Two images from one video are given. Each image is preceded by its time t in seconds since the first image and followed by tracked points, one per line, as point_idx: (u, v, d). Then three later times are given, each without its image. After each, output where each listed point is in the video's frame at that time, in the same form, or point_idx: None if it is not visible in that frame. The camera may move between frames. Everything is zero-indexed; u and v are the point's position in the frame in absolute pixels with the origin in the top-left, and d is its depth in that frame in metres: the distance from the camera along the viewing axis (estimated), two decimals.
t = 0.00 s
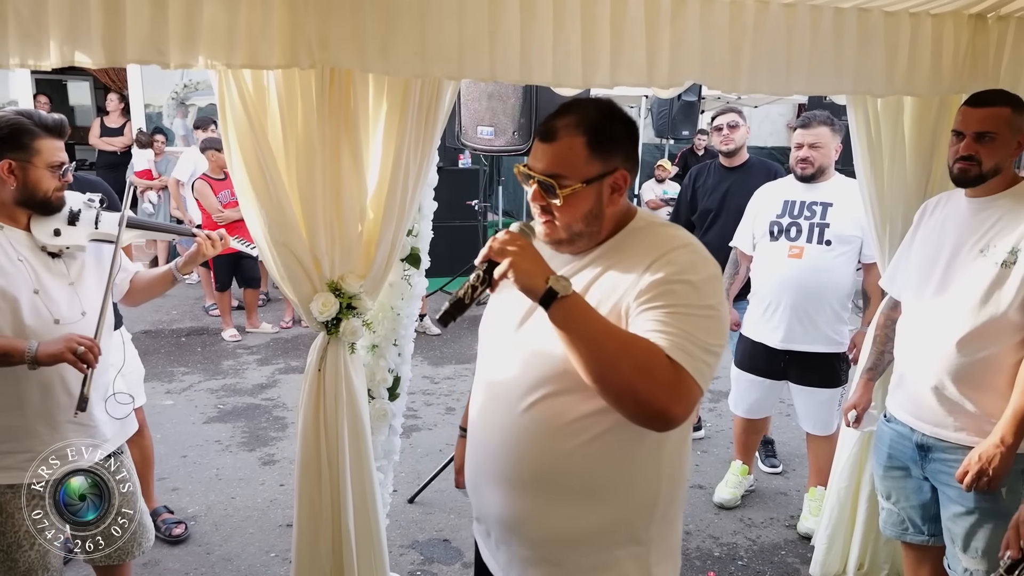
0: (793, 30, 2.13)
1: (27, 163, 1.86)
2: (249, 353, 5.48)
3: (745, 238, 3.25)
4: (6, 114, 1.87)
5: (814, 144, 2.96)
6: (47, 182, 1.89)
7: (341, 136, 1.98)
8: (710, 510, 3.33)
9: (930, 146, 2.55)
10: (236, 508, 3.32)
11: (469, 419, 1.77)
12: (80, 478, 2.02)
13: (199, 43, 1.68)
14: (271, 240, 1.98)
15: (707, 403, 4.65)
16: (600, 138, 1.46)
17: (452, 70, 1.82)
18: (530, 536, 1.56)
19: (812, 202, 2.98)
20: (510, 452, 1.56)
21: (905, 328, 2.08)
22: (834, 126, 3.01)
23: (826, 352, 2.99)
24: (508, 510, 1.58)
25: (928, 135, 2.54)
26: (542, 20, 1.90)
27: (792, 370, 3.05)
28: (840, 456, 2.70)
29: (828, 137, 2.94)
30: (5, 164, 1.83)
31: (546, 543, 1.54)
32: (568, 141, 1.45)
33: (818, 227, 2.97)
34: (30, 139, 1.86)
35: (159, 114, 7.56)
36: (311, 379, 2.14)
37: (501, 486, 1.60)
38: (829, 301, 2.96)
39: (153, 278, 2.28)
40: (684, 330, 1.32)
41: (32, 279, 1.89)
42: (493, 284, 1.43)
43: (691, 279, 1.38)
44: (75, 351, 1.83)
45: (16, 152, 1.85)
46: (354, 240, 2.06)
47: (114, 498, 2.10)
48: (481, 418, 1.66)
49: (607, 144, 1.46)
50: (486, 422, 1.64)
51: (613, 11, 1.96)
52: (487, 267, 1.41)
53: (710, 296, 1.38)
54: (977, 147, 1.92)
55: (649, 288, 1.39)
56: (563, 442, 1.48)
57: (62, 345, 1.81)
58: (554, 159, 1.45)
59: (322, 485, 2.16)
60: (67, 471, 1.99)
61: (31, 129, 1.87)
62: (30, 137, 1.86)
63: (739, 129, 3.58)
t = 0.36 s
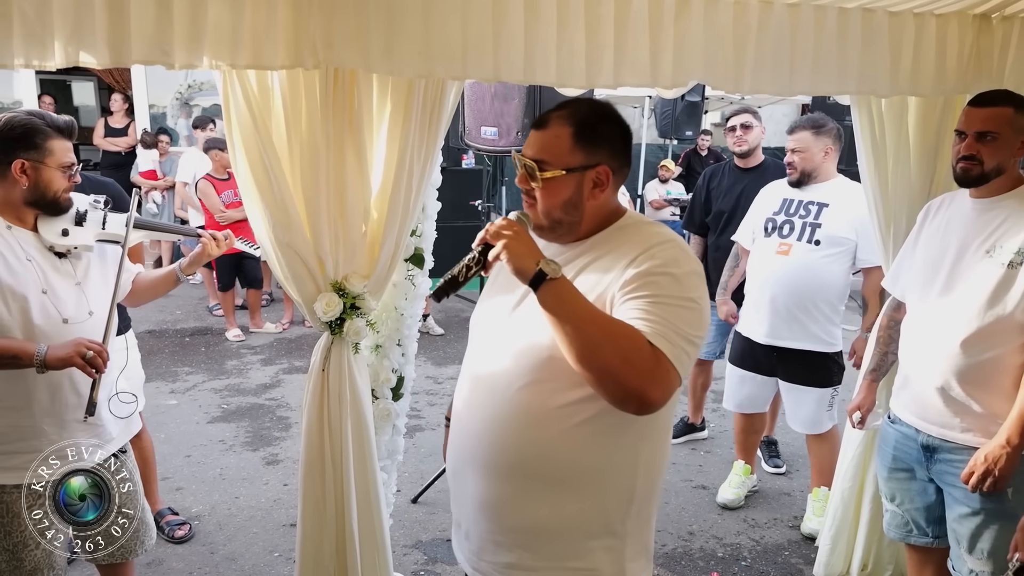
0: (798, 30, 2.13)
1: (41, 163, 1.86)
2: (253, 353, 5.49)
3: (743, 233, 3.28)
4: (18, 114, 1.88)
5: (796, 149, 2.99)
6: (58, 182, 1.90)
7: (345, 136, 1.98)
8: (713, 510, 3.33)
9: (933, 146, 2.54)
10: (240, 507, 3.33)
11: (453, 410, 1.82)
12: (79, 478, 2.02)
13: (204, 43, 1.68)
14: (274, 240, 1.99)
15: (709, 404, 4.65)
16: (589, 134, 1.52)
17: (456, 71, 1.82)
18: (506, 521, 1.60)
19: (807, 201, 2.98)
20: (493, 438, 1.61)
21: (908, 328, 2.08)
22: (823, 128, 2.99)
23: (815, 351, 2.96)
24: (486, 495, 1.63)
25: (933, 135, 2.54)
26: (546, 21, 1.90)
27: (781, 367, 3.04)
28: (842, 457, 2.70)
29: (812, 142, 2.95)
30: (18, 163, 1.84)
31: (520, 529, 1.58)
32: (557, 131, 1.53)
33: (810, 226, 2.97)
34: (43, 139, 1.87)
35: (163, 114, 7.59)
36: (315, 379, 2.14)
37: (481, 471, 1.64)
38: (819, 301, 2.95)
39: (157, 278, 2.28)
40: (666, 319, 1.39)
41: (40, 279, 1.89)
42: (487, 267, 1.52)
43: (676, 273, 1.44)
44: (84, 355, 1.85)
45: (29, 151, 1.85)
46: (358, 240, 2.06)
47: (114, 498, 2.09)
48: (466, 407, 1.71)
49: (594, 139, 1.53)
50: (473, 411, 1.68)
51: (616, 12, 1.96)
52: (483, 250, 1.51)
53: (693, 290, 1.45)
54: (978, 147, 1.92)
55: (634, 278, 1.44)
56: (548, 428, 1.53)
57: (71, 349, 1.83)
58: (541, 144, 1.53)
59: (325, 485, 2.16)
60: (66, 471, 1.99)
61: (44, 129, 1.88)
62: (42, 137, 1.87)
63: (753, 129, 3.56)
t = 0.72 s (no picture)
0: (799, 31, 2.14)
1: (48, 165, 1.88)
2: (256, 353, 5.50)
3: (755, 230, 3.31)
4: (28, 116, 1.90)
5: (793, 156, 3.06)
6: (65, 184, 1.92)
7: (349, 137, 1.99)
8: (715, 510, 3.33)
9: (935, 147, 2.56)
10: (243, 507, 3.34)
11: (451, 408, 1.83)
12: (78, 477, 2.03)
13: (208, 45, 1.69)
14: (278, 240, 2.00)
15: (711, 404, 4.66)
16: (570, 128, 1.55)
17: (460, 73, 1.83)
18: (504, 515, 1.61)
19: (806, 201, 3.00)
20: (490, 434, 1.62)
21: (917, 329, 2.10)
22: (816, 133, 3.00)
23: (794, 350, 2.97)
24: (484, 490, 1.64)
25: (934, 135, 2.55)
26: (548, 23, 1.90)
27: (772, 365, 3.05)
28: (844, 458, 2.71)
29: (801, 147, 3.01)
30: (26, 165, 1.85)
31: (518, 524, 1.59)
32: (538, 123, 1.58)
33: (800, 226, 2.98)
34: (51, 141, 1.89)
35: (166, 115, 7.61)
36: (318, 378, 2.16)
37: (478, 467, 1.65)
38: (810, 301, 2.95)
39: (161, 281, 2.30)
40: (655, 311, 1.40)
41: (45, 281, 1.90)
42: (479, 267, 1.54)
43: (664, 266, 1.46)
44: (78, 365, 1.85)
45: (37, 152, 1.87)
46: (361, 240, 2.07)
47: (113, 498, 2.11)
48: (464, 404, 1.72)
49: (572, 132, 1.55)
50: (471, 409, 1.69)
51: (617, 13, 1.97)
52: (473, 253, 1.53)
53: (681, 282, 1.46)
54: (989, 147, 1.94)
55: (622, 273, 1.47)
56: (543, 422, 1.54)
57: (65, 360, 1.82)
58: (522, 136, 1.59)
59: (328, 484, 2.17)
60: (65, 471, 2.00)
61: (52, 131, 1.89)
62: (51, 139, 1.89)
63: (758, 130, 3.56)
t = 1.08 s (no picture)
0: (801, 31, 2.14)
1: (56, 165, 1.89)
2: (258, 353, 5.51)
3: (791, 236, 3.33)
4: (36, 117, 1.91)
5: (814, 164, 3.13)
6: (72, 184, 1.93)
7: (352, 138, 1.99)
8: (716, 510, 3.34)
9: (936, 148, 2.57)
10: (245, 507, 3.35)
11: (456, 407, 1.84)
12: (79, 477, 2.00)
13: (213, 45, 1.70)
14: (282, 240, 2.01)
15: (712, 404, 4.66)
16: (585, 131, 1.57)
17: (463, 74, 1.84)
18: (508, 514, 1.61)
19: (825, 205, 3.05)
20: (494, 432, 1.63)
21: (942, 334, 2.09)
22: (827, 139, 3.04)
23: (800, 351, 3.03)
24: (488, 489, 1.64)
25: (936, 136, 2.56)
26: (551, 24, 1.90)
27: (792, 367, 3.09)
28: (846, 458, 2.72)
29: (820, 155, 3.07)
30: (35, 165, 1.86)
31: (522, 523, 1.60)
32: (554, 124, 1.58)
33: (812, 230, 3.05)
34: (59, 141, 1.89)
35: (168, 114, 7.63)
36: (321, 378, 2.17)
37: (483, 466, 1.66)
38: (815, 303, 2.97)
39: (166, 281, 2.31)
40: (661, 308, 1.41)
41: (51, 281, 1.90)
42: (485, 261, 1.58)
43: (670, 264, 1.46)
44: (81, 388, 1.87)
45: (45, 152, 1.88)
46: (364, 239, 2.07)
47: (113, 498, 2.09)
48: (468, 403, 1.73)
49: (587, 135, 1.57)
50: (476, 408, 1.69)
51: (619, 13, 1.97)
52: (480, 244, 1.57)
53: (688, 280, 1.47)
54: (1020, 147, 1.95)
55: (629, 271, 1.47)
56: (547, 421, 1.55)
57: (68, 383, 1.84)
58: (535, 137, 1.58)
59: (331, 483, 2.18)
60: (66, 471, 1.99)
61: (60, 131, 1.90)
62: (59, 139, 1.89)
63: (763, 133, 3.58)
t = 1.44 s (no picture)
0: (803, 31, 2.14)
1: (59, 164, 1.89)
2: (259, 352, 5.51)
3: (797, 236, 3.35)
4: (37, 116, 1.91)
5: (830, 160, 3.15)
6: (75, 183, 1.93)
7: (353, 137, 1.99)
8: (717, 510, 3.33)
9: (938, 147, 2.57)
10: (246, 506, 3.35)
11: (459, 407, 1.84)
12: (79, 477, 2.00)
13: (214, 44, 1.70)
14: (283, 239, 2.01)
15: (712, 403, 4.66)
16: (609, 136, 1.59)
17: (465, 73, 1.83)
18: (511, 515, 1.61)
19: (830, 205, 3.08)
20: (498, 433, 1.63)
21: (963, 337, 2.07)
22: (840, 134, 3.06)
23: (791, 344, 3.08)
24: (491, 489, 1.64)
25: (938, 136, 2.56)
26: (552, 23, 1.90)
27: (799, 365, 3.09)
28: (847, 458, 2.72)
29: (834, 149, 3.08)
30: (38, 164, 1.86)
31: (525, 524, 1.60)
32: (581, 127, 1.59)
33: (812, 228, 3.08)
34: (61, 140, 1.90)
35: (169, 114, 7.64)
36: (323, 378, 2.17)
37: (486, 467, 1.66)
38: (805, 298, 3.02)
39: (169, 280, 2.30)
40: (666, 304, 1.41)
41: (54, 280, 1.91)
42: (491, 243, 1.62)
43: (677, 263, 1.46)
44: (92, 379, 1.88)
45: (48, 152, 1.88)
46: (366, 238, 2.07)
47: (113, 498, 2.10)
48: (471, 404, 1.73)
49: (610, 142, 1.59)
50: (478, 409, 1.70)
51: (621, 13, 1.97)
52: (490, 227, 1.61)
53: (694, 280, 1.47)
54: None
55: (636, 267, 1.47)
56: (551, 422, 1.55)
57: (79, 374, 1.86)
58: (559, 140, 1.59)
59: (334, 483, 2.18)
60: (66, 471, 1.98)
61: (63, 130, 1.91)
62: (61, 138, 1.90)
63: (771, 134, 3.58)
